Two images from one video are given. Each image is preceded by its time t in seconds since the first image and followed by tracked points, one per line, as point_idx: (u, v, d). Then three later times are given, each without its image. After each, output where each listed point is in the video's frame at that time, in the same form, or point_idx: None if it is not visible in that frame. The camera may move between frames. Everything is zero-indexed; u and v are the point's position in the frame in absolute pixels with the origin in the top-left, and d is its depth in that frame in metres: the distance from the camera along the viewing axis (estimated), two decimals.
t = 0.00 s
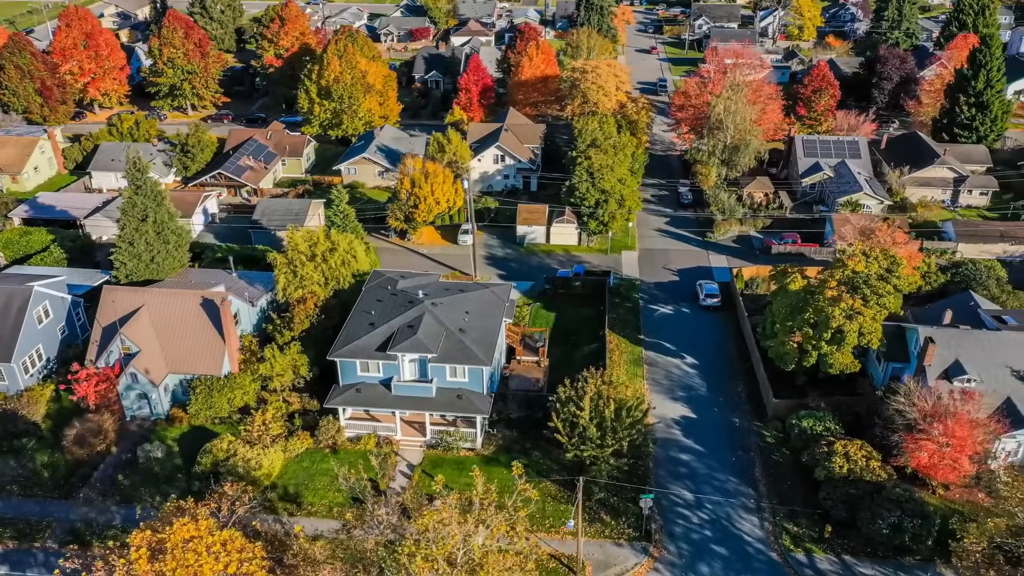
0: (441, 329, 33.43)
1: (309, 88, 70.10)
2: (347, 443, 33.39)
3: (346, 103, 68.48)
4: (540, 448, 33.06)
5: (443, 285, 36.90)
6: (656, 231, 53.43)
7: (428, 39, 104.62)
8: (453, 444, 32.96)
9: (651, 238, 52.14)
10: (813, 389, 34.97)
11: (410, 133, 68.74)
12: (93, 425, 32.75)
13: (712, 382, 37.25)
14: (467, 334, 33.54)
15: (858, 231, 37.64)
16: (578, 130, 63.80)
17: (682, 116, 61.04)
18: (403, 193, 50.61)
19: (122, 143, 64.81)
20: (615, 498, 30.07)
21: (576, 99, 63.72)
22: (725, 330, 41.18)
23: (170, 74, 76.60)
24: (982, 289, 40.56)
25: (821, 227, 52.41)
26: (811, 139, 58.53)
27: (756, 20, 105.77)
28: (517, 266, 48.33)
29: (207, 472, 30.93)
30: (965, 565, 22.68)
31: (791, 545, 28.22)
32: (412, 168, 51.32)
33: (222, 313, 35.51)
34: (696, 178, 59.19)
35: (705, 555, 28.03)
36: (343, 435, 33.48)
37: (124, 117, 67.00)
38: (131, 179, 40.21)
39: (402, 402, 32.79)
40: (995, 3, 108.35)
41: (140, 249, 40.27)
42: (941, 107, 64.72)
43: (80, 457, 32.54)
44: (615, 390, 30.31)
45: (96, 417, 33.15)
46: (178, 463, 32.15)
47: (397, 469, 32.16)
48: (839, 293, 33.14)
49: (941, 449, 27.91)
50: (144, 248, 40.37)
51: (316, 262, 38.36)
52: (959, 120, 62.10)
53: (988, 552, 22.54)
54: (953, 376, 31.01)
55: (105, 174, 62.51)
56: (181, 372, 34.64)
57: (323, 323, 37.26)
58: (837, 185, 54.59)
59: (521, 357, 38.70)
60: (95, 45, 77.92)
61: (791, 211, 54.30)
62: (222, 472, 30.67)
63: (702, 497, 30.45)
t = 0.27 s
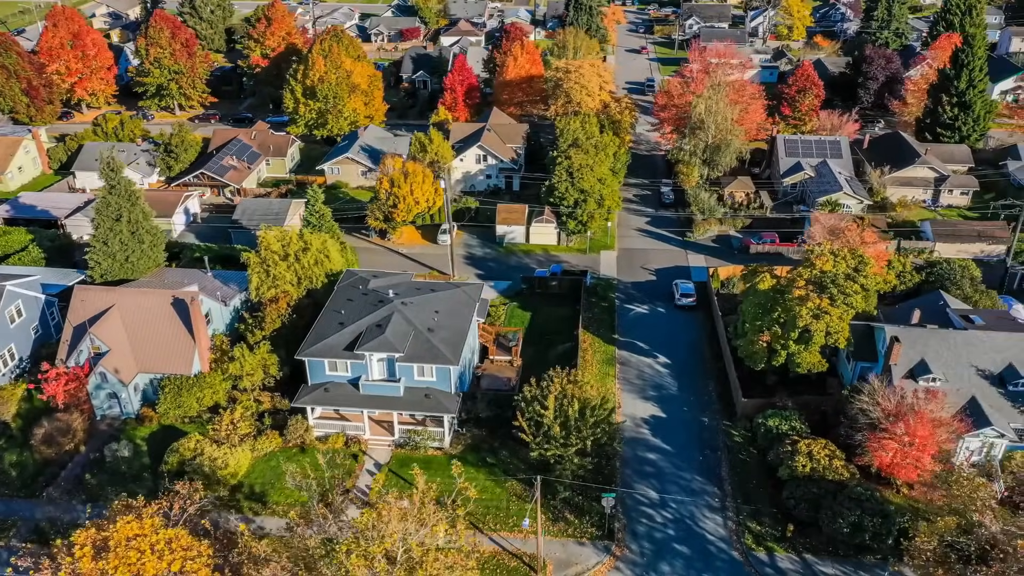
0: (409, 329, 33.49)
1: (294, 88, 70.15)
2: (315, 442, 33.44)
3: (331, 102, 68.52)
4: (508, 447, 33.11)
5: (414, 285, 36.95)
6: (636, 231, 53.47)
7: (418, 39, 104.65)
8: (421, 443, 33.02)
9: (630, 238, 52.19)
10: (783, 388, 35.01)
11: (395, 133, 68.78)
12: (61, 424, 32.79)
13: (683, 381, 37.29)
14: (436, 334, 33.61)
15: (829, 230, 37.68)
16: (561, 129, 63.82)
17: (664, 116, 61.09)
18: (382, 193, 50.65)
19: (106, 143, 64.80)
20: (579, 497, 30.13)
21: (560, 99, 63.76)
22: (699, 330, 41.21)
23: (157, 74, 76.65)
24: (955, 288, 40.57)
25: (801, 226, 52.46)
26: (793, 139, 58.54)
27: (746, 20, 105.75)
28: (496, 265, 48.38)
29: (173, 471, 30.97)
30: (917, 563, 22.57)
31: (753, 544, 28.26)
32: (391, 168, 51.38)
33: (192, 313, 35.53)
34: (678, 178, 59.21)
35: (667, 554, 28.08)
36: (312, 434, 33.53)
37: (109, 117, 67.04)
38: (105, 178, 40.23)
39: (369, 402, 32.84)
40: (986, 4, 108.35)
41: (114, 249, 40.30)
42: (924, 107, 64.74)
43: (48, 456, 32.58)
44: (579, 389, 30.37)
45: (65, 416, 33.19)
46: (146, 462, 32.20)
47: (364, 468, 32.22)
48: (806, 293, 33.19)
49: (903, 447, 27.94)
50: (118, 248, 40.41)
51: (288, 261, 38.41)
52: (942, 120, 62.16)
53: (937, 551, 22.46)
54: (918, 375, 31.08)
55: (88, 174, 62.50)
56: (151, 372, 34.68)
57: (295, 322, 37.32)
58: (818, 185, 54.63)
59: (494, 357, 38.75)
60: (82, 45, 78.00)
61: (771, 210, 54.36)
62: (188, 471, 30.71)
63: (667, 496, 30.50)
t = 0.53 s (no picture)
0: (382, 329, 33.52)
1: (282, 88, 70.19)
2: (288, 442, 33.48)
3: (318, 102, 68.52)
4: (480, 446, 33.14)
5: (390, 285, 36.99)
6: (619, 230, 53.50)
7: (410, 39, 104.67)
8: (393, 442, 33.05)
9: (613, 238, 52.22)
10: (756, 387, 35.01)
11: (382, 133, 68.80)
12: (34, 423, 32.82)
13: (658, 381, 37.34)
14: (408, 334, 33.64)
15: (805, 231, 37.70)
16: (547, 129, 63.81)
17: (650, 115, 61.09)
18: (364, 193, 50.68)
19: (92, 143, 64.80)
20: (549, 496, 30.16)
21: (545, 99, 63.75)
22: (677, 330, 41.24)
23: (145, 74, 76.67)
24: (933, 288, 40.56)
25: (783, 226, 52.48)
26: (777, 139, 58.58)
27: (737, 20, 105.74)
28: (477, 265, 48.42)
29: (144, 471, 30.97)
30: (875, 562, 22.54)
31: (720, 543, 28.29)
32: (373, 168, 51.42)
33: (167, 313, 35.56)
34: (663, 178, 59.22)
35: (634, 554, 28.12)
36: (285, 433, 33.55)
37: (96, 117, 67.08)
38: (83, 179, 40.36)
39: (341, 401, 32.87)
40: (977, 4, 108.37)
41: (92, 249, 40.33)
42: (910, 107, 64.75)
43: (21, 456, 32.59)
44: (549, 388, 30.40)
45: (38, 415, 33.21)
46: (118, 462, 32.23)
47: (336, 468, 32.26)
48: (778, 292, 33.23)
49: (869, 447, 27.97)
50: (96, 248, 40.43)
51: (265, 261, 38.45)
52: (927, 120, 62.19)
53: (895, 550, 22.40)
54: (889, 375, 31.13)
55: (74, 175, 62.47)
56: (125, 372, 34.72)
57: (270, 321, 37.36)
58: (801, 185, 54.64)
59: (470, 356, 38.78)
60: (71, 45, 78.02)
61: (754, 210, 54.45)
62: (158, 470, 30.73)
63: (637, 495, 30.54)
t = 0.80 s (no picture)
0: (349, 328, 33.57)
1: (267, 88, 70.27)
2: (257, 441, 33.53)
3: (303, 102, 68.56)
4: (447, 445, 33.18)
5: (361, 284, 37.06)
6: (599, 230, 53.56)
7: (400, 39, 104.68)
8: (360, 441, 33.11)
9: (592, 237, 52.27)
10: (725, 387, 35.03)
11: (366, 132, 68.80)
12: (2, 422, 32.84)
13: (629, 380, 37.39)
14: (376, 333, 33.69)
15: (776, 231, 37.84)
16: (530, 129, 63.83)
17: (632, 115, 61.10)
18: (343, 192, 50.72)
19: (76, 143, 64.80)
20: (513, 496, 30.18)
21: (528, 98, 63.75)
22: (651, 330, 41.27)
23: (132, 74, 76.75)
24: (906, 288, 40.54)
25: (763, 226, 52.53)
26: (759, 139, 58.60)
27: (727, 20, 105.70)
28: (456, 265, 48.47)
29: (110, 470, 31.01)
30: (827, 561, 22.59)
31: (682, 542, 28.32)
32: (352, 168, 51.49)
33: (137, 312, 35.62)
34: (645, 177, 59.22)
35: (595, 552, 28.17)
36: (253, 432, 33.61)
37: (81, 117, 67.16)
38: (56, 179, 40.48)
39: (309, 400, 32.92)
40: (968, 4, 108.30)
41: (66, 249, 40.38)
42: (894, 106, 64.75)
43: None
44: (513, 387, 30.49)
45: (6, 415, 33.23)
46: (85, 461, 32.28)
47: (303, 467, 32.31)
48: (745, 292, 33.30)
49: (831, 446, 27.99)
50: (70, 248, 40.48)
51: (237, 261, 38.50)
52: (910, 120, 62.20)
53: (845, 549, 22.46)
54: (853, 374, 31.18)
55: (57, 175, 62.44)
56: (95, 371, 34.76)
57: (242, 321, 37.42)
58: (781, 185, 54.67)
59: (443, 356, 38.81)
60: (58, 45, 78.12)
61: (734, 210, 54.52)
62: (124, 469, 30.77)
63: (601, 494, 30.60)
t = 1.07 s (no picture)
0: (322, 328, 33.63)
1: (254, 88, 70.34)
2: (229, 440, 33.62)
3: (289, 102, 68.63)
4: (419, 445, 33.24)
5: (336, 284, 37.12)
6: (581, 230, 53.59)
7: (392, 39, 104.70)
8: (333, 441, 33.19)
9: (574, 237, 52.31)
10: (698, 386, 35.08)
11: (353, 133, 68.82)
12: None
13: (604, 380, 37.46)
14: (349, 333, 33.75)
15: (751, 231, 37.89)
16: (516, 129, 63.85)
17: (617, 115, 61.12)
18: (325, 192, 50.78)
19: (62, 143, 64.86)
20: (483, 495, 30.24)
21: (514, 98, 63.71)
22: (628, 329, 41.32)
23: (120, 74, 76.82)
24: (883, 288, 40.55)
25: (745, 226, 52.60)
26: (743, 139, 58.63)
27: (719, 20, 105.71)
28: (437, 265, 48.53)
29: (81, 469, 31.04)
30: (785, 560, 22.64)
31: (649, 541, 28.37)
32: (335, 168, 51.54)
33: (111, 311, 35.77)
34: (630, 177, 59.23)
35: (562, 552, 28.23)
36: (226, 432, 33.70)
37: (68, 117, 67.22)
38: (34, 179, 40.60)
39: (281, 399, 32.98)
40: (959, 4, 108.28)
41: (44, 248, 40.48)
42: (879, 106, 64.77)
43: None
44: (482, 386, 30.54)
45: None
46: (57, 460, 32.33)
47: (275, 467, 32.38)
48: (717, 291, 33.36)
49: (797, 445, 28.03)
50: (48, 247, 40.58)
51: (214, 261, 38.57)
52: (895, 119, 62.23)
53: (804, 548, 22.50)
54: (823, 373, 31.22)
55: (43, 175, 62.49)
56: (69, 370, 34.80)
57: (217, 321, 37.48)
58: (764, 185, 54.71)
59: (419, 355, 38.86)
60: (46, 45, 78.20)
61: (717, 210, 54.57)
62: (95, 469, 30.82)
63: (571, 494, 30.66)
